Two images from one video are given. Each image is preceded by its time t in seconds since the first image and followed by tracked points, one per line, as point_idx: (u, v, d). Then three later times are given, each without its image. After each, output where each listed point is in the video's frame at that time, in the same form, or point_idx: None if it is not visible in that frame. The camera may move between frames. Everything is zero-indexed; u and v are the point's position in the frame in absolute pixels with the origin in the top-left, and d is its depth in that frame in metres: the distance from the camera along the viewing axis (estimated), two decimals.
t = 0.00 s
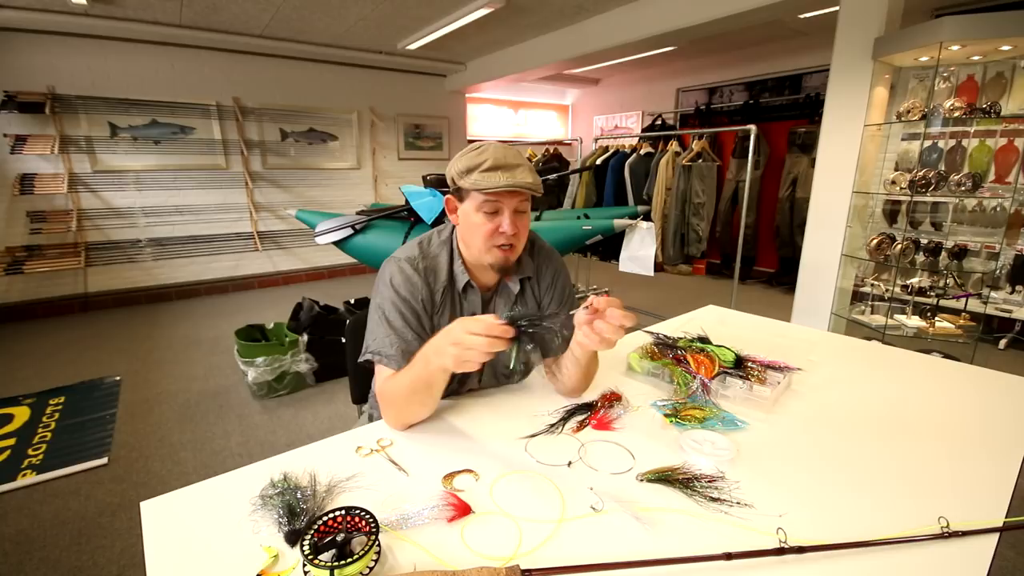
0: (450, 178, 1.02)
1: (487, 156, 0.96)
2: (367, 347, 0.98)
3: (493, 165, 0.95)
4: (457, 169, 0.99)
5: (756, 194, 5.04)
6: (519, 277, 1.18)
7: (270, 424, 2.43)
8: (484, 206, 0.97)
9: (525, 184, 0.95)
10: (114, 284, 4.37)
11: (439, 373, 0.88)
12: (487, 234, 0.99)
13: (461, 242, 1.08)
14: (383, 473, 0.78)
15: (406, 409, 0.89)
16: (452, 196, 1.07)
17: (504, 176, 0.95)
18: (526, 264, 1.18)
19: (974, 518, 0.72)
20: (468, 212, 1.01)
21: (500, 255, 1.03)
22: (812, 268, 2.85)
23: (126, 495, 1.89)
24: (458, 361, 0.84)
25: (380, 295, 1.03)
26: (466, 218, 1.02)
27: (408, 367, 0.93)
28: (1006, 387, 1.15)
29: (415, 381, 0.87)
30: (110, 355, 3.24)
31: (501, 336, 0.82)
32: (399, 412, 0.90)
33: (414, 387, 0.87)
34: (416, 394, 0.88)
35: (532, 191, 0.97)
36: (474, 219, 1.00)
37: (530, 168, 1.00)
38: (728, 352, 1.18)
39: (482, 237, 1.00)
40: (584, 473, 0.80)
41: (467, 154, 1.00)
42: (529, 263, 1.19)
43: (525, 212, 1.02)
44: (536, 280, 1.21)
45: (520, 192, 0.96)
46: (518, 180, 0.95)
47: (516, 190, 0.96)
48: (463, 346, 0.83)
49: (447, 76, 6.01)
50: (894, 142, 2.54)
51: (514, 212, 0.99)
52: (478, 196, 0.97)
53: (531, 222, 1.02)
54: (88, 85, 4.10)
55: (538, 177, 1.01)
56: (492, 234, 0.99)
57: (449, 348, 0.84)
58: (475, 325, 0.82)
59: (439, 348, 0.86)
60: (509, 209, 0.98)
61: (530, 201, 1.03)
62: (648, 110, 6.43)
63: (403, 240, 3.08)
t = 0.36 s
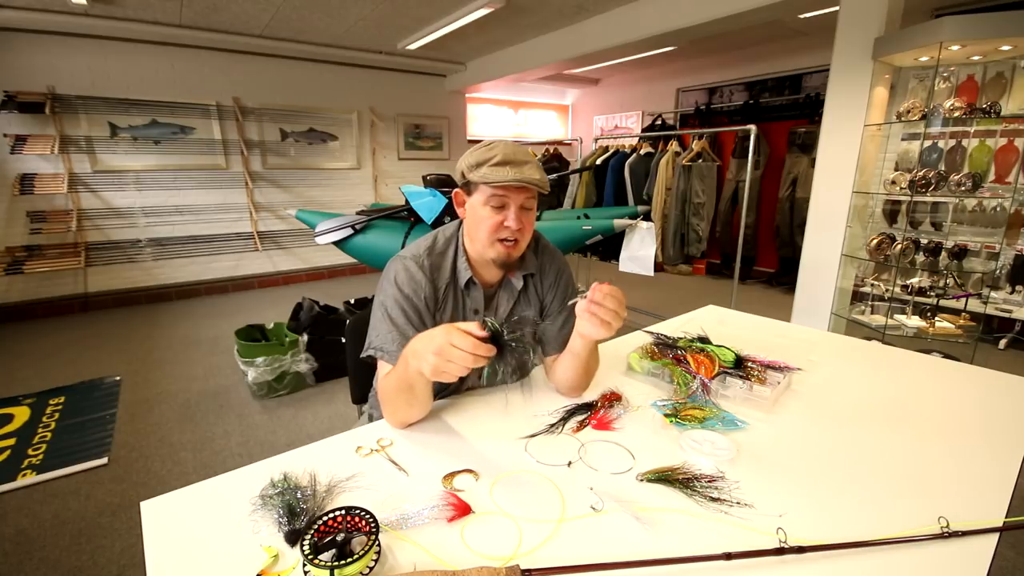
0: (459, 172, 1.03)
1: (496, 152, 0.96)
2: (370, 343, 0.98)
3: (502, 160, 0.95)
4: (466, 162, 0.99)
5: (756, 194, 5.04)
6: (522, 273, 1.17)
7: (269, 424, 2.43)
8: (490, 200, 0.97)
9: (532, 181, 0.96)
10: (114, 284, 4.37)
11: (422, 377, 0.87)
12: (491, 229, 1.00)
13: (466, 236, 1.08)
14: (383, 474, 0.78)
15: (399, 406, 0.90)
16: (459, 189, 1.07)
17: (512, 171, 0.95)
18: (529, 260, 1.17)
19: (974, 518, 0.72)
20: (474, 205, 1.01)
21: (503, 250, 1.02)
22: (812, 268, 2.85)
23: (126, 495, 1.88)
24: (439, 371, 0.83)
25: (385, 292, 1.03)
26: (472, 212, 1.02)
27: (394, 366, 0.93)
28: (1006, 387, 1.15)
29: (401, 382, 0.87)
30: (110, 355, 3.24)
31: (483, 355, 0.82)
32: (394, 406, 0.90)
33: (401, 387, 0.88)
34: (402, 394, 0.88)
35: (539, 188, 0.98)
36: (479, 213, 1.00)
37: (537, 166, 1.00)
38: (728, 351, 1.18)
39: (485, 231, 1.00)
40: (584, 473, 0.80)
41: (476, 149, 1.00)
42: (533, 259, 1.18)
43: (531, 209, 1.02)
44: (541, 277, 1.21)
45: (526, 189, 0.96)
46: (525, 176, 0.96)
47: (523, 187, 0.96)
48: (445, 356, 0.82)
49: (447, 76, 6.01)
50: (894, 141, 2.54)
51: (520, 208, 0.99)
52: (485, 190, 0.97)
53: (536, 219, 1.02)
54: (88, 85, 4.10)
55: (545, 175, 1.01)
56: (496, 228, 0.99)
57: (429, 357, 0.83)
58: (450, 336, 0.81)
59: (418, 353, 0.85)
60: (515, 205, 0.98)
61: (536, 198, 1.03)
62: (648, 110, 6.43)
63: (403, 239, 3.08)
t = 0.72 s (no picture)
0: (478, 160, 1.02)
1: (515, 142, 0.95)
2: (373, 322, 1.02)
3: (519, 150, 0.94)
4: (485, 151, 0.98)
5: (756, 194, 5.04)
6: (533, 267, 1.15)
7: (269, 424, 2.43)
8: (504, 190, 0.96)
9: (546, 174, 0.95)
10: (114, 284, 4.37)
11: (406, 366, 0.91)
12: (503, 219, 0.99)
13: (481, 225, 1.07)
14: (383, 473, 0.78)
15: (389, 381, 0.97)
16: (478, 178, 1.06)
17: (525, 162, 0.93)
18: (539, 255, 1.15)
19: (974, 518, 0.72)
20: (490, 194, 1.00)
21: (513, 240, 1.01)
22: (812, 268, 2.85)
23: (126, 495, 1.88)
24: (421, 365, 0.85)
25: (393, 276, 1.04)
26: (487, 201, 1.01)
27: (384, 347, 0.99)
28: (1006, 387, 1.15)
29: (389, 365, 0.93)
30: (110, 355, 3.24)
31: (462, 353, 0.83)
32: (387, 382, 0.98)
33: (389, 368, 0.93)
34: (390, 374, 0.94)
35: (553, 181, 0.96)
36: (494, 202, 0.99)
37: (553, 159, 0.99)
38: (728, 352, 1.18)
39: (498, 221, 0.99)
40: (584, 474, 0.80)
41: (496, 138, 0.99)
42: (544, 254, 1.16)
43: (545, 201, 1.00)
44: (551, 272, 1.18)
45: (540, 181, 0.95)
46: (540, 168, 0.94)
47: (537, 178, 0.95)
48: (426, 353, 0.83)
49: (447, 76, 6.01)
50: (894, 142, 2.54)
51: (533, 200, 0.98)
52: (500, 180, 0.96)
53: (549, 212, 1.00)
54: (88, 85, 4.10)
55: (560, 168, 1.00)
56: (508, 218, 0.99)
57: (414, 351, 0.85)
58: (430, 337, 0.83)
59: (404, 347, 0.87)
60: (529, 196, 0.97)
61: (551, 191, 1.01)
62: (648, 110, 6.43)
63: (403, 239, 3.08)
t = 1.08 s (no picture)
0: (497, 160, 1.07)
1: (531, 142, 1.00)
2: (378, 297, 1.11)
3: (534, 148, 0.98)
4: (503, 149, 1.03)
5: (756, 194, 5.04)
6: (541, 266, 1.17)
7: (269, 424, 2.43)
8: (517, 185, 1.00)
9: (557, 172, 0.98)
10: (114, 284, 4.37)
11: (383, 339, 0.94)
12: (513, 213, 1.02)
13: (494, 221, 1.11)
14: (383, 473, 0.78)
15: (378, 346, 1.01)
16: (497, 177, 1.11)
17: (538, 160, 0.97)
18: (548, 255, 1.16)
19: (975, 518, 0.72)
20: (504, 189, 1.04)
21: (521, 235, 1.04)
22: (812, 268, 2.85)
23: (126, 495, 1.89)
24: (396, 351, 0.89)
25: (406, 257, 1.12)
26: (501, 197, 1.05)
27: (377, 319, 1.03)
28: (1006, 387, 1.15)
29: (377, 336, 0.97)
30: (110, 355, 3.24)
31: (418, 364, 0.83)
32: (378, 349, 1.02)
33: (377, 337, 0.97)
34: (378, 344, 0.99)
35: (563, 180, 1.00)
36: (506, 197, 1.03)
37: (565, 161, 1.02)
38: (728, 352, 1.18)
39: (508, 214, 1.03)
40: (584, 474, 0.80)
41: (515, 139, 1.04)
42: (553, 254, 1.18)
43: (555, 201, 1.03)
44: (560, 272, 1.19)
45: (551, 179, 0.98)
46: (551, 166, 0.98)
47: (548, 175, 0.98)
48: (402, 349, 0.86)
49: (447, 76, 6.01)
50: (894, 141, 2.54)
51: (543, 198, 1.01)
52: (514, 175, 1.00)
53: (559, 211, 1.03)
54: (88, 85, 4.10)
55: (571, 170, 1.03)
56: (518, 212, 1.02)
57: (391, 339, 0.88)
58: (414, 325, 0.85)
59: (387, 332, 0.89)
60: (540, 193, 1.00)
61: (562, 192, 1.04)
62: (648, 110, 6.43)
63: (403, 239, 3.08)
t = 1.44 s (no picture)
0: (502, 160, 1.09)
1: (531, 141, 1.01)
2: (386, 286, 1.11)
3: (533, 147, 0.99)
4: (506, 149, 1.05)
5: (756, 194, 5.04)
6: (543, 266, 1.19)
7: (269, 424, 2.43)
8: (517, 183, 1.01)
9: (554, 170, 0.98)
10: (114, 284, 4.37)
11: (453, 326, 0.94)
12: (513, 210, 1.03)
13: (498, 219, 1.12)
14: (383, 473, 0.78)
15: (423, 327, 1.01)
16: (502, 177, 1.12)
17: (537, 157, 0.98)
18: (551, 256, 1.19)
19: (975, 518, 0.72)
20: (506, 187, 1.05)
21: (522, 232, 1.04)
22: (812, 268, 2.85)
23: (126, 495, 1.89)
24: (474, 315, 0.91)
25: (418, 247, 1.11)
26: (504, 195, 1.06)
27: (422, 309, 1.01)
28: (1006, 387, 1.15)
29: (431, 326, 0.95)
30: (110, 355, 3.24)
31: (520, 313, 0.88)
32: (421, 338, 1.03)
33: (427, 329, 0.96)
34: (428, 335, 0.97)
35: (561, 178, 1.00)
36: (508, 194, 1.04)
37: (566, 160, 1.02)
38: (728, 352, 1.18)
39: (509, 211, 1.04)
40: (584, 474, 0.80)
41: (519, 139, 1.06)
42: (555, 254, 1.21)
43: (555, 199, 1.03)
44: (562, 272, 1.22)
45: (549, 176, 0.99)
46: (550, 164, 0.98)
47: (546, 173, 0.99)
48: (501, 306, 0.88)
49: (447, 76, 6.01)
50: (894, 141, 2.54)
51: (542, 195, 1.01)
52: (514, 174, 1.01)
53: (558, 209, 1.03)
54: (88, 85, 4.10)
55: (571, 169, 1.03)
56: (518, 209, 1.02)
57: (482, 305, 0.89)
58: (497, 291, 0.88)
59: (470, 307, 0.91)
60: (539, 190, 1.00)
61: (563, 189, 1.04)
62: (648, 110, 6.43)
63: (403, 239, 3.08)
